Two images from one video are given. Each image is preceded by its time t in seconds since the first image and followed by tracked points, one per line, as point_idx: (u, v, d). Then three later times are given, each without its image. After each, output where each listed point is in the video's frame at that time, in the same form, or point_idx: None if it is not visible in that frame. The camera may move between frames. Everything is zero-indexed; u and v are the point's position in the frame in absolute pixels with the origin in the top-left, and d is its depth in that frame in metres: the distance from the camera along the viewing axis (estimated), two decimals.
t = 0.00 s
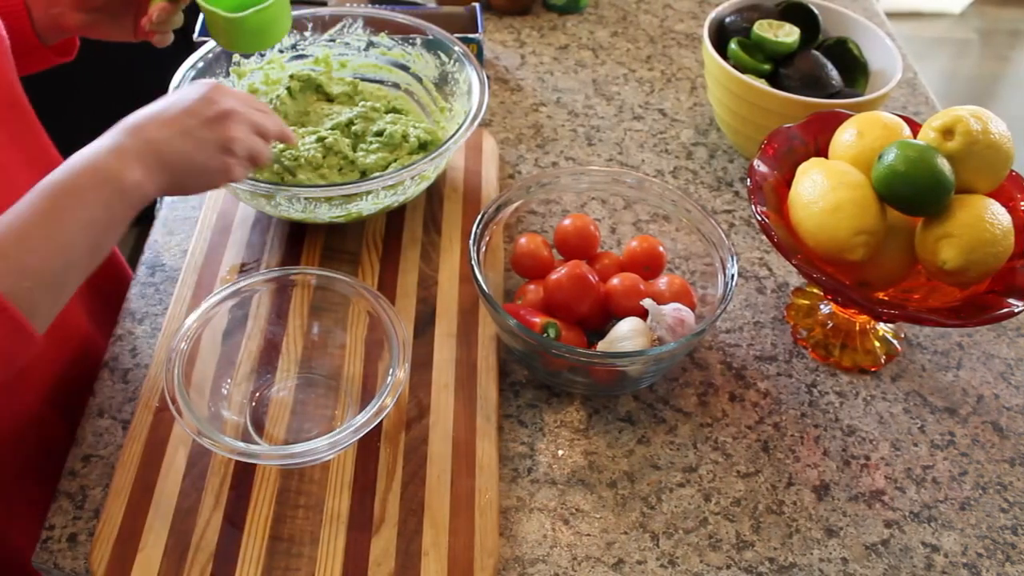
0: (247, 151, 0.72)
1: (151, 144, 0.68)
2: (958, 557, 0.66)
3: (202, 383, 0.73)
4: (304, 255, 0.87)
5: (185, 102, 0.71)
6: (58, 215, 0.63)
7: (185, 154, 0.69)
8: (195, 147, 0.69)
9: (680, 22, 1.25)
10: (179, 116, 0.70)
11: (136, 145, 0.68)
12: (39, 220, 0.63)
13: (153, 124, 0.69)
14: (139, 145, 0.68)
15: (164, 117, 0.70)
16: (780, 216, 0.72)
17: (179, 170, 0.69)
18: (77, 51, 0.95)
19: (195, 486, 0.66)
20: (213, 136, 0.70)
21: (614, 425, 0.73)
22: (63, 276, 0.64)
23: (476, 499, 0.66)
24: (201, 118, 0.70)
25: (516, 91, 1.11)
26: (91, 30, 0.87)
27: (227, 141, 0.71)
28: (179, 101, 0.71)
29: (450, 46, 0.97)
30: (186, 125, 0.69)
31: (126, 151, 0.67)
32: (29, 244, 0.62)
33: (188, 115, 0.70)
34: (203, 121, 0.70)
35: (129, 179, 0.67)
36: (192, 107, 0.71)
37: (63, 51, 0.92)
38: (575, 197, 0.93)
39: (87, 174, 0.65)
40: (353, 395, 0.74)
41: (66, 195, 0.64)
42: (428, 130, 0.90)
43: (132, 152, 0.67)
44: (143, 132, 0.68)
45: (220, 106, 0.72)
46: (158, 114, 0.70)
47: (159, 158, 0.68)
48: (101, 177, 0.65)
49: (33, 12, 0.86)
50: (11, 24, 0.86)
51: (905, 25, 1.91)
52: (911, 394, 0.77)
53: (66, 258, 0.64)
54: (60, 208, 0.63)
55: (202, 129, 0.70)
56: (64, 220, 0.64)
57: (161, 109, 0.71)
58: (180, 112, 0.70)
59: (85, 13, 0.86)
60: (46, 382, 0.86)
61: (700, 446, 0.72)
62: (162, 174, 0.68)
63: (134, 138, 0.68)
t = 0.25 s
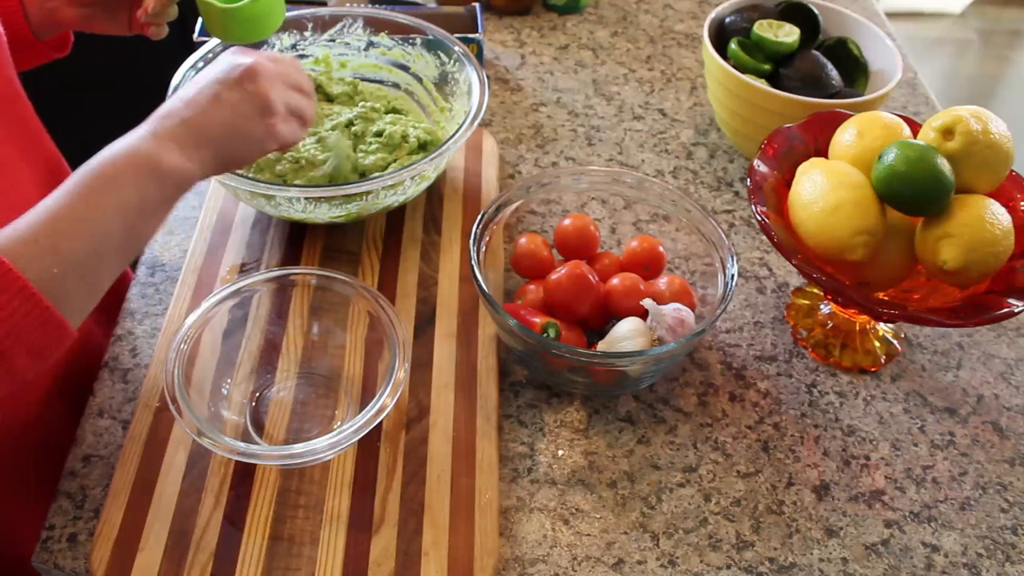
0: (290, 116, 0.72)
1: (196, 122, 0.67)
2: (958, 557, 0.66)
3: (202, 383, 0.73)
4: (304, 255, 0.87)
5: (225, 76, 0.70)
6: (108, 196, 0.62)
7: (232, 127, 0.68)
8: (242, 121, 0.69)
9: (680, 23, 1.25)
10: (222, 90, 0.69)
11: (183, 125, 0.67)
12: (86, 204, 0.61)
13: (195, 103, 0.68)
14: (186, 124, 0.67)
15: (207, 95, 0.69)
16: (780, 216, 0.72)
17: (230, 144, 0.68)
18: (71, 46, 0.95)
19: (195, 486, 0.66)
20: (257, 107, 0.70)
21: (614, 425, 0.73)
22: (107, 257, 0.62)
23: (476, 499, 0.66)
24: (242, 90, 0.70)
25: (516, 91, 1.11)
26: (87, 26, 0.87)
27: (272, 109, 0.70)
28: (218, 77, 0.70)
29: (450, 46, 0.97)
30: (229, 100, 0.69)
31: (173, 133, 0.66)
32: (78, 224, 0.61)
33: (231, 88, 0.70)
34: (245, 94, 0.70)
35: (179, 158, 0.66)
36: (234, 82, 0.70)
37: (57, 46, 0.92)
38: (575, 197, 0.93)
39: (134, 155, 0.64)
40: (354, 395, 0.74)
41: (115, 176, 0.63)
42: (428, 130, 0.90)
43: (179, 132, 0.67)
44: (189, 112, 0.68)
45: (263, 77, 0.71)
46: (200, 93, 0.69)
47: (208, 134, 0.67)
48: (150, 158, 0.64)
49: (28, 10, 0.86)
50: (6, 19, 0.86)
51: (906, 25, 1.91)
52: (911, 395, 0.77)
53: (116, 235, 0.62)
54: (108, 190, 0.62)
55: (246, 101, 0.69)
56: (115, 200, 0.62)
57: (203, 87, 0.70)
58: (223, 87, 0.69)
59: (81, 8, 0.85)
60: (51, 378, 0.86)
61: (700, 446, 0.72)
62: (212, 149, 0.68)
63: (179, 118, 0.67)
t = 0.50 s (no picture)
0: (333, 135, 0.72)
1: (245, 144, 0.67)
2: (958, 557, 0.66)
3: (201, 383, 0.73)
4: (304, 255, 0.87)
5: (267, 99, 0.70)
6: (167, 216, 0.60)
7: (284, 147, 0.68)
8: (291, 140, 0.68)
9: (680, 22, 1.25)
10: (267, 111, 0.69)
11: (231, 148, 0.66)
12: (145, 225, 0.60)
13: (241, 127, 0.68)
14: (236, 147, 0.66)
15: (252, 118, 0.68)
16: (781, 216, 0.73)
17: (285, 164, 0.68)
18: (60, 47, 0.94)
19: (195, 486, 0.66)
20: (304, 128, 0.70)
21: (614, 425, 0.73)
22: (159, 272, 0.60)
23: (476, 499, 0.66)
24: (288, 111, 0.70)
25: (516, 91, 1.11)
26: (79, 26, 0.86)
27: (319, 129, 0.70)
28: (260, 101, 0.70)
29: (450, 46, 0.97)
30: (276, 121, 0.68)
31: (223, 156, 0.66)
32: (136, 245, 0.59)
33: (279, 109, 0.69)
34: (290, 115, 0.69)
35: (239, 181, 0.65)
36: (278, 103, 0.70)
37: (48, 46, 0.91)
38: (575, 197, 0.93)
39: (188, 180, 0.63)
40: (354, 395, 0.74)
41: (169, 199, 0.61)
42: (427, 131, 0.90)
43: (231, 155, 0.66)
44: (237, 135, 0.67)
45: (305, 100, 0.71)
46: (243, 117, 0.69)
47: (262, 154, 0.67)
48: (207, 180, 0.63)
49: (19, 10, 0.85)
50: None
51: (906, 25, 1.91)
52: (911, 395, 0.77)
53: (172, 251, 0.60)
54: (166, 212, 0.61)
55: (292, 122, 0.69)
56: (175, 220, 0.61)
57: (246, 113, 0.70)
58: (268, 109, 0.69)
59: (70, 9, 0.85)
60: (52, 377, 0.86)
61: (700, 446, 0.72)
62: (269, 171, 0.67)
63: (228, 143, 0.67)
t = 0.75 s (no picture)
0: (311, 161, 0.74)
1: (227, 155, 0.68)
2: (958, 557, 0.66)
3: (202, 383, 0.73)
4: (305, 255, 0.87)
5: (260, 112, 0.71)
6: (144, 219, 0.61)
7: (264, 168, 0.69)
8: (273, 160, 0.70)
9: (680, 22, 1.25)
10: (257, 125, 0.69)
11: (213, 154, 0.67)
12: (119, 225, 0.60)
13: (225, 133, 0.68)
14: (219, 156, 0.67)
15: (239, 126, 0.69)
16: (780, 216, 0.72)
17: (258, 184, 0.70)
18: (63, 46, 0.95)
19: (195, 486, 0.66)
20: (289, 149, 0.71)
21: (614, 425, 0.73)
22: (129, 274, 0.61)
23: (475, 499, 0.66)
24: (278, 130, 0.71)
25: (516, 91, 1.11)
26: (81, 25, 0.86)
27: (301, 156, 0.72)
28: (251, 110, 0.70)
29: (450, 45, 0.97)
30: (264, 138, 0.69)
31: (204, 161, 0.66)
32: (113, 247, 0.60)
33: (269, 128, 0.70)
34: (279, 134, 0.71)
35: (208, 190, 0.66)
36: (269, 120, 0.71)
37: (50, 45, 0.91)
38: (575, 197, 0.93)
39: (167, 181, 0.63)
40: (354, 395, 0.74)
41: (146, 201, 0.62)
42: (427, 132, 0.90)
43: (212, 163, 0.67)
44: (222, 141, 0.68)
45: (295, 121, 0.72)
46: (230, 122, 0.69)
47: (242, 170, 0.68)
48: (186, 186, 0.64)
49: (22, 9, 0.85)
50: None
51: (906, 25, 1.91)
52: (911, 395, 0.77)
53: (149, 257, 0.62)
54: (143, 216, 0.61)
55: (279, 142, 0.70)
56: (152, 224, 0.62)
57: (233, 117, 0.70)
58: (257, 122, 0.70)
59: (74, 8, 0.85)
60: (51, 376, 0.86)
61: (700, 446, 0.72)
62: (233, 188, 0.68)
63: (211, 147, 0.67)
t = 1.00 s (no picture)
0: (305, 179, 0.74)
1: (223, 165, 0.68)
2: (958, 557, 0.66)
3: (202, 383, 0.73)
4: (305, 255, 0.87)
5: (262, 123, 0.71)
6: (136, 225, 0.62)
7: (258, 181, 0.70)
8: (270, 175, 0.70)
9: (680, 23, 1.25)
10: (257, 136, 0.70)
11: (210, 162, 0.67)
12: (111, 231, 0.61)
13: (224, 140, 0.68)
14: (215, 166, 0.67)
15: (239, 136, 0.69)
16: (780, 216, 0.73)
17: (251, 197, 0.70)
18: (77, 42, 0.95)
19: (195, 486, 0.66)
20: (286, 168, 0.71)
21: (614, 425, 0.73)
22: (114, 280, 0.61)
23: (475, 499, 0.66)
24: (278, 144, 0.71)
25: (516, 91, 1.11)
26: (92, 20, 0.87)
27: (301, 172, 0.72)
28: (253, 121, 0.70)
29: (450, 46, 0.97)
30: (263, 155, 0.69)
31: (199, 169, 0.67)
32: (102, 254, 0.60)
33: (269, 142, 0.70)
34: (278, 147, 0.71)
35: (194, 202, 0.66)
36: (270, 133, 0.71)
37: (62, 43, 0.92)
38: (575, 197, 0.93)
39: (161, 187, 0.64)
40: (353, 395, 0.74)
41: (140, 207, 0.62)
42: (427, 132, 0.90)
43: (207, 171, 0.67)
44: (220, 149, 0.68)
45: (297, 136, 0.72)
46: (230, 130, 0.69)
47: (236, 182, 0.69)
48: (179, 194, 0.65)
49: (34, 7, 0.86)
50: (10, 20, 0.86)
51: (906, 25, 1.91)
52: (911, 395, 0.77)
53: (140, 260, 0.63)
54: (133, 223, 0.62)
55: (278, 157, 0.70)
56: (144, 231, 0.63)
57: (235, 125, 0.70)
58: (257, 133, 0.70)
59: (87, 6, 0.86)
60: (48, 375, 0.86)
61: (700, 446, 0.72)
62: (218, 203, 0.69)
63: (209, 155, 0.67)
